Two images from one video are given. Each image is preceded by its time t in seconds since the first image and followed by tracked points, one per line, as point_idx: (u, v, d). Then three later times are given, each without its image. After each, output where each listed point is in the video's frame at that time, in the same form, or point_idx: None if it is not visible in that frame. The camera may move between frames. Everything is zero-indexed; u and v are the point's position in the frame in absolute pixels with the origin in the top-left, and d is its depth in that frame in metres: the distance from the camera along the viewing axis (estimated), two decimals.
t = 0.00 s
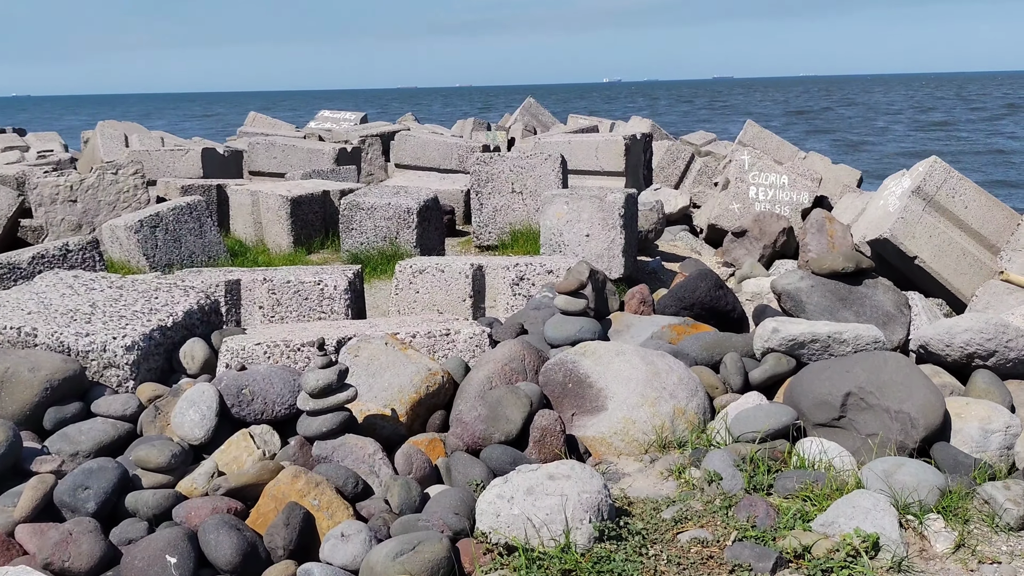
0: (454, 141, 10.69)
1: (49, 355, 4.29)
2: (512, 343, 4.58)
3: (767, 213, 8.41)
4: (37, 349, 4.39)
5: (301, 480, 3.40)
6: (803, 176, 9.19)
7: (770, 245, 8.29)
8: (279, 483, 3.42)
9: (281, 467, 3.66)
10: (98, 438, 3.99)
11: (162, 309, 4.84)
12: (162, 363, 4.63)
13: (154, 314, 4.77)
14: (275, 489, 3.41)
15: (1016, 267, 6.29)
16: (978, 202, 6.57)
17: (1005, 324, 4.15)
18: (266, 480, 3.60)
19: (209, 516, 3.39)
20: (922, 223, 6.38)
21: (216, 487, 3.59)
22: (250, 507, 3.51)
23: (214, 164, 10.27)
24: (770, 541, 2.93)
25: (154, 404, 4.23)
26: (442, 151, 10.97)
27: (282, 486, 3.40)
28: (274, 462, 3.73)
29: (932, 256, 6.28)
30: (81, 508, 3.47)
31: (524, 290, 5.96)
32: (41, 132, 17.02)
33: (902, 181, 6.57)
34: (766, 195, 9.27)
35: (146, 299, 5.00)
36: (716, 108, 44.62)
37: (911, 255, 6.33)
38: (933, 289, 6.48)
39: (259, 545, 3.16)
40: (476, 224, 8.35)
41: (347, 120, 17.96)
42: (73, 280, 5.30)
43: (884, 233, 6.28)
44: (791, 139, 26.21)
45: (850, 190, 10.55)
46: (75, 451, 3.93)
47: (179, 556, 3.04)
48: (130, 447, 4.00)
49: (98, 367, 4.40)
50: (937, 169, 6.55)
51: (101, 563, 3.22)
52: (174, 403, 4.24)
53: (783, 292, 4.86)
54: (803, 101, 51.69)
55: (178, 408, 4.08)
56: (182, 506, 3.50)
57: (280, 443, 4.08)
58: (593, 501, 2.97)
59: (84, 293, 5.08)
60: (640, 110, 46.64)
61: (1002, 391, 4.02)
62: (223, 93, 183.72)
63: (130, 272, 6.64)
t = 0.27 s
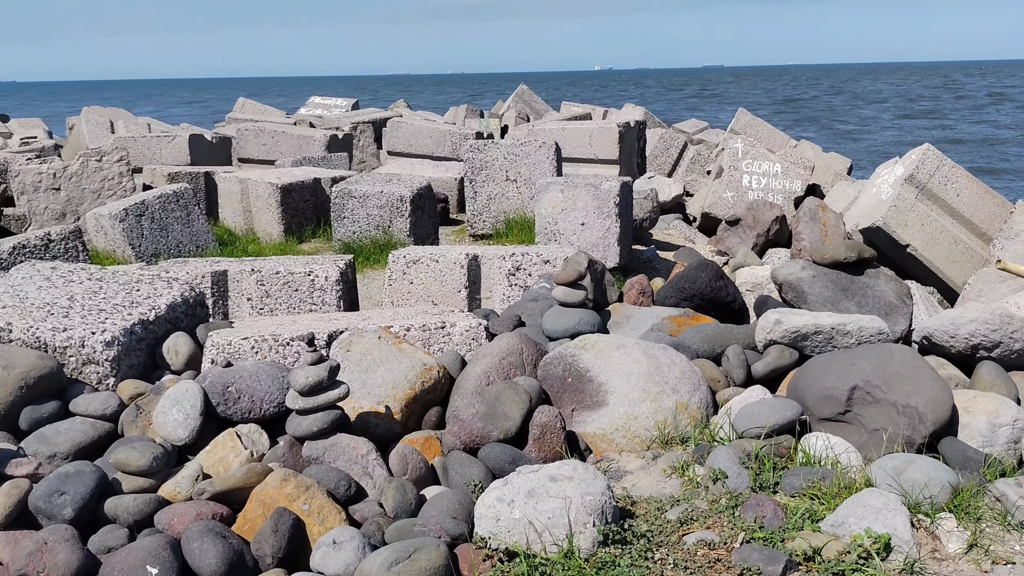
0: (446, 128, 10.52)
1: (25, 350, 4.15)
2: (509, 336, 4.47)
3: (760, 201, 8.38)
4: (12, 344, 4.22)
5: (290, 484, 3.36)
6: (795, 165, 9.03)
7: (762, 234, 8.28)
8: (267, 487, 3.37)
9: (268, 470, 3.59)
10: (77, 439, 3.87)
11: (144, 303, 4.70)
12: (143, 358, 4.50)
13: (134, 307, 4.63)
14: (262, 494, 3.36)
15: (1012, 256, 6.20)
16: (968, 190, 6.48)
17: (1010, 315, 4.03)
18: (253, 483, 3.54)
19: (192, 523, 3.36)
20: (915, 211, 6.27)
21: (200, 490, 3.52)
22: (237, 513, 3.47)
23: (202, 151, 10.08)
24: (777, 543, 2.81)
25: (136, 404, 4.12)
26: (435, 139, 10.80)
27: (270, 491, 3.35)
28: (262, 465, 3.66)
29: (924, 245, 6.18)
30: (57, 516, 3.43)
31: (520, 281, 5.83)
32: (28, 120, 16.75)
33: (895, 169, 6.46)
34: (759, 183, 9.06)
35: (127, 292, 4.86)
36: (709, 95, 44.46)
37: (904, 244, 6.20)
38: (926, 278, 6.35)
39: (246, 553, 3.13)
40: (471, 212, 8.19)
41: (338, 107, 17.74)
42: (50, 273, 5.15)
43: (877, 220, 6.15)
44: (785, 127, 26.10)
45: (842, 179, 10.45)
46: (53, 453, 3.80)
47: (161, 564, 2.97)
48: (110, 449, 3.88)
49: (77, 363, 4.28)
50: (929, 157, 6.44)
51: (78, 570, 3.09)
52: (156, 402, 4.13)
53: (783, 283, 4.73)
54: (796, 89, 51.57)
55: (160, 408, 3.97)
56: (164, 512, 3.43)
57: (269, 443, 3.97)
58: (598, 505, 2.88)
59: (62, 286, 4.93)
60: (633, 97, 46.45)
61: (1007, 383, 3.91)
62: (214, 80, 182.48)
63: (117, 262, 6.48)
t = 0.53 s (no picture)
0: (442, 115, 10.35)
1: (5, 349, 4.00)
2: (511, 332, 4.35)
3: (760, 189, 8.27)
4: None
5: (284, 492, 3.26)
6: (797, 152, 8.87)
7: (762, 222, 8.19)
8: (261, 495, 3.27)
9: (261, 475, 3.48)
10: (61, 441, 3.73)
11: (130, 299, 4.54)
12: (130, 357, 4.36)
13: (120, 303, 4.47)
14: (255, 501, 3.26)
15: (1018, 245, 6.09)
16: (971, 177, 6.32)
17: None
18: (245, 490, 3.43)
19: (181, 532, 3.25)
20: (915, 199, 6.13)
21: (190, 497, 3.40)
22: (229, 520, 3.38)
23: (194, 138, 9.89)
24: (798, 549, 2.68)
25: (122, 404, 3.97)
26: (430, 126, 10.62)
27: (265, 499, 3.25)
28: (257, 469, 3.55)
29: (925, 232, 6.04)
30: (40, 524, 3.32)
31: (521, 272, 5.68)
32: (19, 108, 16.48)
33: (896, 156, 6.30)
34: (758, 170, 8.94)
35: (112, 288, 4.70)
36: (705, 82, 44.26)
37: (905, 232, 6.07)
38: (927, 266, 6.26)
39: (240, 564, 3.05)
40: (468, 199, 8.01)
41: (331, 93, 17.51)
42: (32, 267, 4.98)
43: (877, 208, 6.00)
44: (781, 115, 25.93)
45: (842, 167, 10.32)
46: (35, 456, 3.66)
47: None
48: (95, 452, 3.75)
49: (61, 362, 4.13)
50: (931, 144, 6.29)
51: None
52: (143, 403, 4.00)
53: (794, 276, 4.57)
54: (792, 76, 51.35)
55: (147, 410, 3.83)
56: (151, 520, 3.32)
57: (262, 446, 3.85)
58: (611, 514, 2.77)
59: (45, 281, 4.77)
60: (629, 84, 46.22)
61: None
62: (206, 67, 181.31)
63: (105, 253, 6.32)
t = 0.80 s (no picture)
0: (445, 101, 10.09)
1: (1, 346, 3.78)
2: (529, 328, 4.15)
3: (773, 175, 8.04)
4: None
5: (296, 502, 3.06)
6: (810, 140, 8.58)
7: (776, 210, 7.95)
8: (271, 504, 3.07)
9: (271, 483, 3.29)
10: (62, 442, 3.53)
11: (129, 292, 4.32)
12: (131, 352, 4.14)
13: (119, 297, 4.26)
14: (265, 511, 3.06)
15: None
16: (993, 163, 6.07)
17: None
18: (255, 498, 3.24)
19: (189, 543, 3.06)
20: (937, 187, 5.89)
21: (197, 506, 3.20)
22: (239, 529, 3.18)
23: (193, 124, 9.64)
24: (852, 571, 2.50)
25: (124, 404, 3.76)
26: (433, 111, 10.37)
27: (275, 509, 3.05)
28: (266, 476, 3.35)
29: (948, 221, 5.76)
30: (41, 533, 3.15)
31: (533, 264, 5.47)
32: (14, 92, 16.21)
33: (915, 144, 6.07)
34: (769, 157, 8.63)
35: (111, 280, 4.48)
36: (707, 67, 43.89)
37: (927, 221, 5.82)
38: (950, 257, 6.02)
39: None
40: (473, 186, 7.77)
41: (330, 78, 17.22)
42: (29, 259, 4.77)
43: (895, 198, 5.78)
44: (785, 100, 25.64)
45: (855, 154, 10.09)
46: (36, 457, 3.47)
47: None
48: (97, 455, 3.55)
49: (60, 358, 3.92)
50: (951, 131, 6.06)
51: None
52: (146, 401, 3.78)
53: (826, 271, 4.34)
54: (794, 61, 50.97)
55: (150, 410, 3.62)
56: (157, 531, 3.12)
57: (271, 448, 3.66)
58: (648, 531, 2.56)
59: (42, 273, 4.55)
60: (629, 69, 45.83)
61: None
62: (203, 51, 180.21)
63: (107, 240, 6.14)
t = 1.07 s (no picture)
0: (455, 86, 9.85)
1: (5, 342, 3.60)
2: (555, 323, 3.96)
3: (794, 160, 7.72)
4: None
5: (316, 512, 2.89)
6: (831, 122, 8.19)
7: (798, 196, 7.63)
8: (290, 515, 2.90)
9: (289, 489, 3.12)
10: (72, 442, 3.37)
11: (137, 285, 4.14)
12: (140, 347, 3.96)
13: (127, 290, 4.07)
14: (285, 522, 2.89)
15: None
16: None
17: None
18: (274, 506, 3.07)
19: (206, 554, 2.89)
20: (967, 173, 5.63)
21: (213, 514, 3.03)
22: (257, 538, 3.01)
23: (200, 110, 9.43)
24: None
25: (134, 403, 3.59)
26: (442, 96, 10.13)
27: (295, 519, 2.88)
28: (284, 483, 3.18)
29: (979, 208, 5.50)
30: (50, 541, 2.97)
31: (552, 255, 5.26)
32: (19, 78, 16.04)
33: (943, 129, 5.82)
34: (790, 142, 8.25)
35: (117, 273, 4.29)
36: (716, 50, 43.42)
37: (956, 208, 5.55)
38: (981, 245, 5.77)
39: None
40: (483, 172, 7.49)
41: (337, 63, 16.99)
42: (33, 251, 4.59)
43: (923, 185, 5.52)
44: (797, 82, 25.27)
45: (877, 139, 9.84)
46: (44, 459, 3.31)
47: None
48: (106, 458, 3.37)
49: (66, 355, 3.74)
50: (980, 115, 5.81)
51: None
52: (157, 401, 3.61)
53: (868, 263, 4.16)
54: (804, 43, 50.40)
55: (160, 411, 3.44)
56: (172, 540, 2.95)
57: (290, 450, 3.50)
58: (696, 550, 2.37)
59: (46, 265, 4.37)
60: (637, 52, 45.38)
61: None
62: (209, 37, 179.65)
63: (117, 227, 5.97)
